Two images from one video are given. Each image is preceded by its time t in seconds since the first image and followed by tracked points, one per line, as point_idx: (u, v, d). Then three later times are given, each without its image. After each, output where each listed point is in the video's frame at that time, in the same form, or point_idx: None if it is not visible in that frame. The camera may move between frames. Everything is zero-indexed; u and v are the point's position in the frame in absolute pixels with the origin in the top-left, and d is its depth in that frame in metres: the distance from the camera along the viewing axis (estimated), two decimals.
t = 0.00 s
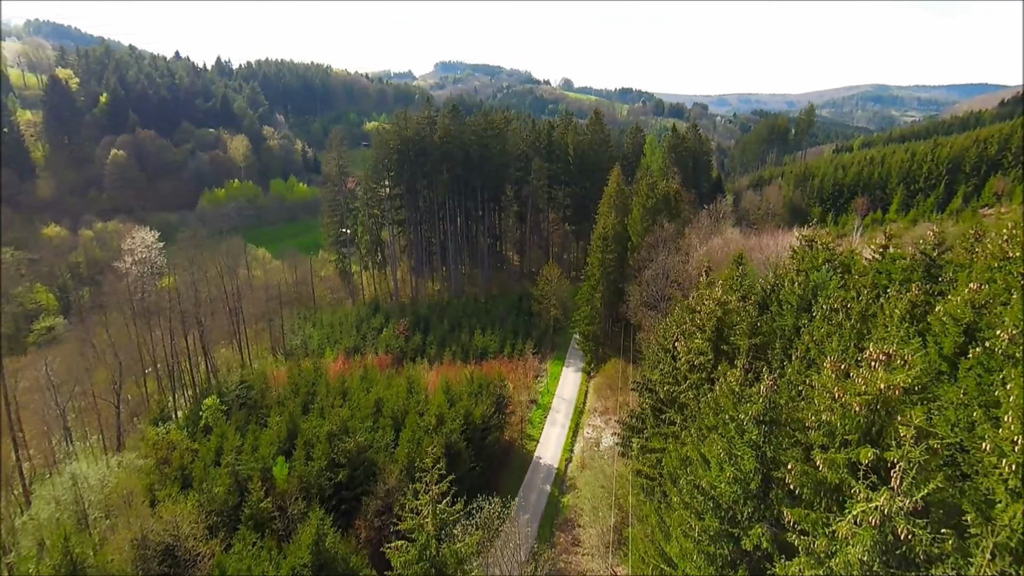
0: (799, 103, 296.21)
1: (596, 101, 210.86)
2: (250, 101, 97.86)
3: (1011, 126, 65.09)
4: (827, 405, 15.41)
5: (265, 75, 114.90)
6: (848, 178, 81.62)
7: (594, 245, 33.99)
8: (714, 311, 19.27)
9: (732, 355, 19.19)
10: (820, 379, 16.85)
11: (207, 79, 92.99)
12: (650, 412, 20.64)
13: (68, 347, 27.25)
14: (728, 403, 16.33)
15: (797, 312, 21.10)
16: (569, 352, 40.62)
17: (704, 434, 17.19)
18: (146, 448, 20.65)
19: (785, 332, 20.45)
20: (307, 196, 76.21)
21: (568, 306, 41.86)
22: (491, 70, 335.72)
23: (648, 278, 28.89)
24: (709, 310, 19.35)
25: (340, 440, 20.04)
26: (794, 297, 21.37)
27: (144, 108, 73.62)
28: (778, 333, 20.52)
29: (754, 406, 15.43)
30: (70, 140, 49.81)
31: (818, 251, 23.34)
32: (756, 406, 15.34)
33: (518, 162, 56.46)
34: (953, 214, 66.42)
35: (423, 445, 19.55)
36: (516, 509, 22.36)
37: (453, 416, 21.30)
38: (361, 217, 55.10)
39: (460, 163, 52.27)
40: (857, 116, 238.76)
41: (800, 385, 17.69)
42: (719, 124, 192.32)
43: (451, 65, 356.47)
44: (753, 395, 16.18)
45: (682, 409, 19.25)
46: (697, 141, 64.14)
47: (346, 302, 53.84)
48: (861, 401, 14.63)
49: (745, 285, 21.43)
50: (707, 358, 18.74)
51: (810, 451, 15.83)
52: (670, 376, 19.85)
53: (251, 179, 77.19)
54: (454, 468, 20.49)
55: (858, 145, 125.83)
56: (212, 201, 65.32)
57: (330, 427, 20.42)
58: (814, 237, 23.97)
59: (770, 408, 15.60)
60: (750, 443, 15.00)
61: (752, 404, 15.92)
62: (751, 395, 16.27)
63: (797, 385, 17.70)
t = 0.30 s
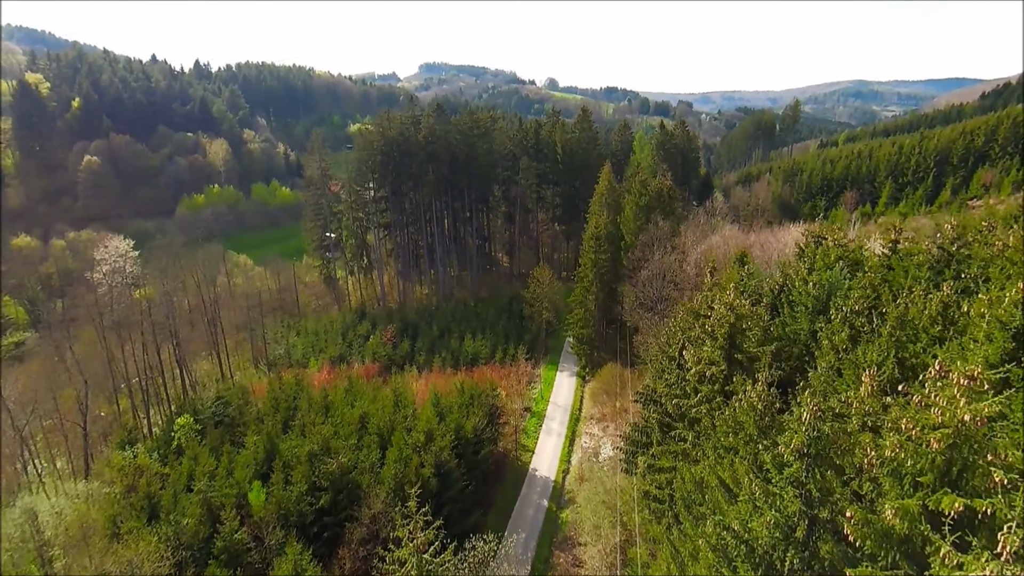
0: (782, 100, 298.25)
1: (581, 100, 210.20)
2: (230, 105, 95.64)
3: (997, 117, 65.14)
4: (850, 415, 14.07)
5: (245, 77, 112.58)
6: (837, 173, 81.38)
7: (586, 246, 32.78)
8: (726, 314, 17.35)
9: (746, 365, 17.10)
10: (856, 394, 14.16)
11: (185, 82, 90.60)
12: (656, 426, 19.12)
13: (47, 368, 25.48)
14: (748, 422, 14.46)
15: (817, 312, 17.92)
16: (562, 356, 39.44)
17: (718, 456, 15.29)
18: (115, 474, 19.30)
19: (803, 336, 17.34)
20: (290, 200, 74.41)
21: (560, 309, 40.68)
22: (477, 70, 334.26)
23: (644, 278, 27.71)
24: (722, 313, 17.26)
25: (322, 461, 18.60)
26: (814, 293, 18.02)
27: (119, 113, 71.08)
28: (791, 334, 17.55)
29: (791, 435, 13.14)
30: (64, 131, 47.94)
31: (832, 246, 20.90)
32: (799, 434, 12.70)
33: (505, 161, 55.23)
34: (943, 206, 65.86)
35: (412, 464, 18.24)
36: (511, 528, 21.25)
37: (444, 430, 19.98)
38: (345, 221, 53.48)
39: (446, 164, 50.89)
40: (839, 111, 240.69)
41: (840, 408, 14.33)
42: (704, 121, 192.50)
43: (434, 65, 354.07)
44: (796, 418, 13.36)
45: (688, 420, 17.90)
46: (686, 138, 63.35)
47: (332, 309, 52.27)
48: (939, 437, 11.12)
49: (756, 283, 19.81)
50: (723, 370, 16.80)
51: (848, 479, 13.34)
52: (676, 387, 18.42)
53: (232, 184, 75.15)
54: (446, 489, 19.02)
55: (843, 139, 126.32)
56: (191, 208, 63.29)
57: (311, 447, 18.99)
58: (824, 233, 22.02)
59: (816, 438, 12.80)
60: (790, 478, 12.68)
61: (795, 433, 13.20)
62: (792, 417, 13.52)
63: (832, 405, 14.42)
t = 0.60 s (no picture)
0: (763, 98, 300.57)
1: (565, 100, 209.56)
2: (207, 108, 93.21)
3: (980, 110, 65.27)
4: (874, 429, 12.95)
5: (222, 80, 110.04)
6: (823, 167, 81.14)
7: (577, 246, 31.54)
8: (734, 321, 16.09)
9: (763, 376, 15.58)
10: (903, 414, 11.97)
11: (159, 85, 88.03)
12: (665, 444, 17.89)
13: (51, 389, 24.03)
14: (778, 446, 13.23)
15: (835, 312, 15.67)
16: (555, 361, 38.23)
17: (745, 489, 14.12)
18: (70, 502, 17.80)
19: (823, 339, 15.19)
20: (270, 205, 72.42)
21: (551, 312, 39.50)
22: (460, 72, 333.17)
23: (639, 280, 26.55)
24: (734, 317, 15.84)
25: (299, 487, 17.20)
26: (830, 290, 15.80)
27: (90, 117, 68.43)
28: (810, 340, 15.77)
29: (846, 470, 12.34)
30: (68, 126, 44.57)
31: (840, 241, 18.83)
32: (865, 479, 11.61)
33: (490, 161, 53.97)
34: (930, 199, 65.39)
35: (398, 488, 16.92)
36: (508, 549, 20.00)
37: (432, 449, 18.66)
38: (327, 225, 51.81)
39: (430, 164, 49.45)
40: (819, 108, 242.76)
41: (888, 432, 11.98)
42: (688, 119, 192.91)
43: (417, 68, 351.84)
44: (861, 458, 11.99)
45: (695, 434, 16.78)
46: (673, 135, 62.62)
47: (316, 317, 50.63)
48: None
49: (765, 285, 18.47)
50: (741, 382, 15.59)
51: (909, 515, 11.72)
52: (685, 401, 17.29)
53: (210, 189, 72.96)
54: (436, 515, 17.66)
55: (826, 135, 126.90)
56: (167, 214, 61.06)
57: (288, 472, 17.60)
58: (830, 229, 20.19)
59: (882, 483, 11.64)
60: (852, 529, 11.74)
61: (859, 475, 12.03)
62: (855, 454, 12.19)
63: (878, 427, 12.34)
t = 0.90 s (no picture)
0: (750, 99, 302.49)
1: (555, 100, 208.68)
2: (190, 107, 91.07)
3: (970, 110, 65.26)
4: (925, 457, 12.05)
5: (206, 79, 107.84)
6: (815, 167, 80.61)
7: (571, 247, 30.23)
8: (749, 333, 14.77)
9: (788, 394, 14.07)
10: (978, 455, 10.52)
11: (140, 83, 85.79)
12: (677, 470, 16.44)
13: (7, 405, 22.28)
14: (819, 485, 11.45)
15: (874, 324, 14.45)
16: (548, 366, 36.99)
17: (777, 533, 12.44)
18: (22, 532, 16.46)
19: (851, 350, 14.33)
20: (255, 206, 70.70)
21: (544, 316, 38.26)
22: (450, 72, 331.60)
23: (638, 283, 25.38)
24: (756, 330, 14.19)
25: (275, 513, 15.90)
26: (859, 299, 14.70)
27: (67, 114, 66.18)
28: (837, 355, 14.65)
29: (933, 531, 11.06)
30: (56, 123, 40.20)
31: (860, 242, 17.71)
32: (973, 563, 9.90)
33: (481, 160, 52.64)
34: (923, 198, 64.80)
35: (381, 512, 15.65)
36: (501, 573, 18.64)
37: (419, 467, 17.31)
38: (312, 226, 50.24)
39: (419, 164, 47.99)
40: (806, 109, 244.07)
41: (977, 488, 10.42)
42: (677, 120, 192.62)
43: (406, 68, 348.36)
44: (966, 529, 10.32)
45: (712, 462, 15.25)
46: (665, 134, 61.70)
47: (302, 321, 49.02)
48: None
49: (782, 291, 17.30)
50: (762, 404, 13.82)
51: None
52: (697, 421, 15.94)
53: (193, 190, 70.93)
54: (424, 542, 16.35)
55: (815, 135, 127.05)
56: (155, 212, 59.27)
57: (264, 494, 16.41)
58: (846, 229, 19.00)
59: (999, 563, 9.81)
60: None
61: (962, 549, 10.41)
62: (956, 521, 10.49)
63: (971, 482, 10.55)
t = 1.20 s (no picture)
0: (749, 102, 302.41)
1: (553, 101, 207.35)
2: (183, 100, 89.40)
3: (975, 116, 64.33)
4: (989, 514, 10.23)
5: (201, 72, 106.10)
6: (817, 172, 79.72)
7: (570, 250, 28.98)
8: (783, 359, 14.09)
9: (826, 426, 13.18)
10: None
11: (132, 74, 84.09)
12: (695, 507, 15.85)
13: None
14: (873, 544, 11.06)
15: (915, 344, 13.04)
16: (544, 373, 35.76)
17: None
18: None
19: (890, 373, 13.00)
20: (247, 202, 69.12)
21: (541, 320, 37.08)
22: (450, 72, 330.23)
23: (641, 290, 24.16)
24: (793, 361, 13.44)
25: (247, 538, 14.66)
26: (899, 312, 13.36)
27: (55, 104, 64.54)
28: (873, 379, 13.33)
29: None
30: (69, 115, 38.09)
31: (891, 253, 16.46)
32: None
33: (478, 159, 51.37)
34: (926, 206, 63.66)
35: (362, 539, 14.48)
36: None
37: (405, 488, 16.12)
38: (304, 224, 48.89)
39: (415, 161, 46.68)
40: (805, 113, 243.87)
41: None
42: (676, 122, 191.66)
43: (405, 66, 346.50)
44: None
45: (737, 501, 14.82)
46: (666, 135, 60.58)
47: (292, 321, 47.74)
48: None
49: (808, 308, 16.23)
50: (798, 438, 13.17)
51: None
52: (717, 452, 15.45)
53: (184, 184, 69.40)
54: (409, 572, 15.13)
55: (815, 140, 126.42)
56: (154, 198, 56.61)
57: (236, 513, 15.19)
58: (873, 236, 17.89)
59: None
60: None
61: None
62: None
63: None
